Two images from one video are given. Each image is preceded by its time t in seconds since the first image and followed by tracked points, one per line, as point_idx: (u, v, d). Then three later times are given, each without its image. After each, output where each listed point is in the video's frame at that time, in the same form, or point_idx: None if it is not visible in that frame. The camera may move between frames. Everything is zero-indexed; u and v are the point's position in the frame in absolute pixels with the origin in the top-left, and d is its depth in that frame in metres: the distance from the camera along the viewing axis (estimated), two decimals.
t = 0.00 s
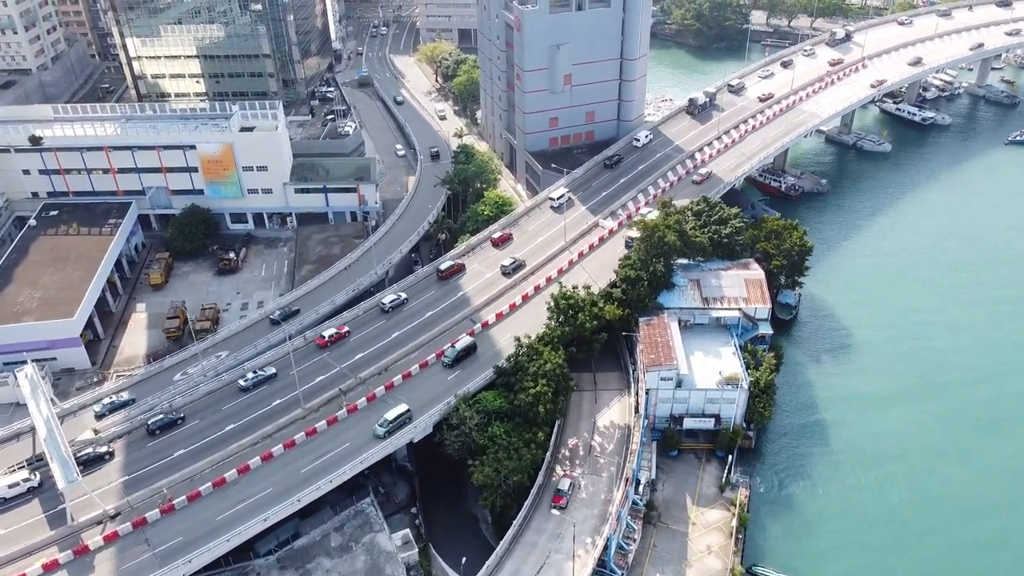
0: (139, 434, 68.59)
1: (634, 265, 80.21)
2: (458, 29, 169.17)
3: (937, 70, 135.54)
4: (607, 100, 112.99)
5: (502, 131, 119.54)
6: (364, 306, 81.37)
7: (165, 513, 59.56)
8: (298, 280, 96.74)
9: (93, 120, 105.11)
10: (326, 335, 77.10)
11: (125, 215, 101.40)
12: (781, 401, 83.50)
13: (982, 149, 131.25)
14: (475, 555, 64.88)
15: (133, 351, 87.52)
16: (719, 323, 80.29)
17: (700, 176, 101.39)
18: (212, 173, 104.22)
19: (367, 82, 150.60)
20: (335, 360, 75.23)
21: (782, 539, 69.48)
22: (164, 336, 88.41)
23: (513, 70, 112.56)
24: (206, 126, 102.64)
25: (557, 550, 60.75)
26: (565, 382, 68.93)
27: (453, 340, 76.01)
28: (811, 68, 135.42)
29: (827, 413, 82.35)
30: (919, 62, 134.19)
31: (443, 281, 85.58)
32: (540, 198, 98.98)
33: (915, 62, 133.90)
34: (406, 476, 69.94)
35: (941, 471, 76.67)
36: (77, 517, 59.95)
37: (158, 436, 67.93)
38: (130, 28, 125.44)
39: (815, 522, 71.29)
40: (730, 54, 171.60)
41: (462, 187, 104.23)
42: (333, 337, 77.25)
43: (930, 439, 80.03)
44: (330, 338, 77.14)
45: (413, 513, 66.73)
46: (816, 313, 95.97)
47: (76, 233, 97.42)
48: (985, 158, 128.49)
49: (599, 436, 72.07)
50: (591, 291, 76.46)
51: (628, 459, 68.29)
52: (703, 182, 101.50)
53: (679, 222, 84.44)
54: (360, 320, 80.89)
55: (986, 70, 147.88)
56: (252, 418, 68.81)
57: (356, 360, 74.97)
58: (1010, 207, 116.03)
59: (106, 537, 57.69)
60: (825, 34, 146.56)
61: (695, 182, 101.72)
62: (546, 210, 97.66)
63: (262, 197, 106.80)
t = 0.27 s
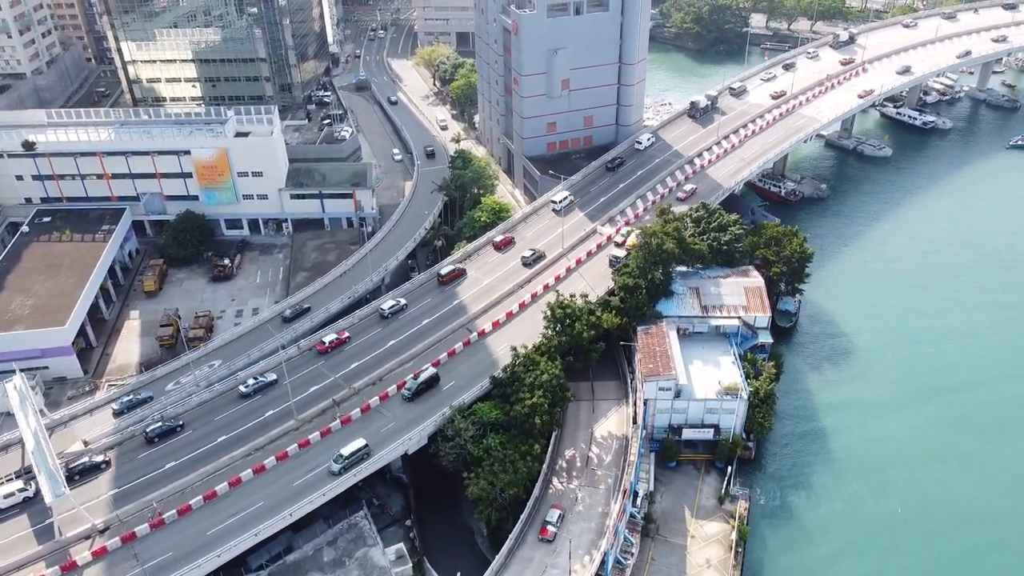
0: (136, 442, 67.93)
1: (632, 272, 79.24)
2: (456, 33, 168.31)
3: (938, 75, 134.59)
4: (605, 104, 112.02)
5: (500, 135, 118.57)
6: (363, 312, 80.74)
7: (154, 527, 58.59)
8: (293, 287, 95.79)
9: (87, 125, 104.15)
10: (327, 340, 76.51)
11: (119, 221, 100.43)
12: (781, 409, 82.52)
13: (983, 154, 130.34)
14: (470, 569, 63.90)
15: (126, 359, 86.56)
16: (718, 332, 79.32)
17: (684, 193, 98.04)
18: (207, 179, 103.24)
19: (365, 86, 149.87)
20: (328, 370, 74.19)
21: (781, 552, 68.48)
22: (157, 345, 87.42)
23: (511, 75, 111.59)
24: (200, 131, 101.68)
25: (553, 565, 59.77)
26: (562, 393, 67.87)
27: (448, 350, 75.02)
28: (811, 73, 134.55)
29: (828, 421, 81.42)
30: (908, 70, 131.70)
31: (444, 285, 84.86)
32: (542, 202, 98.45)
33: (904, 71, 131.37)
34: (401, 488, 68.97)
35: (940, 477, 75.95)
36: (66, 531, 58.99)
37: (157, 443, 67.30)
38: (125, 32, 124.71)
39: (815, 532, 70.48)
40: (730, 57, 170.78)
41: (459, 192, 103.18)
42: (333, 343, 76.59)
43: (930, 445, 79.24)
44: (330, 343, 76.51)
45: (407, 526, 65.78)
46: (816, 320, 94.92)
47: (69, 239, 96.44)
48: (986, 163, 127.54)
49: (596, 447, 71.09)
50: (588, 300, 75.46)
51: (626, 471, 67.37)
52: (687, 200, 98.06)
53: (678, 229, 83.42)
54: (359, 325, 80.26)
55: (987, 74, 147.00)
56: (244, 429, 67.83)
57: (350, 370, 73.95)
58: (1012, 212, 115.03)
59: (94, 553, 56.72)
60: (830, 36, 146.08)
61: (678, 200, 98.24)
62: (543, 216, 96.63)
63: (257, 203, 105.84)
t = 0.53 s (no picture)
0: (135, 450, 67.27)
1: (630, 280, 78.26)
2: (454, 36, 167.40)
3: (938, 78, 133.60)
4: (604, 109, 111.09)
5: (497, 140, 117.64)
6: (362, 318, 80.10)
7: (143, 542, 57.59)
8: (288, 294, 94.81)
9: (80, 130, 103.19)
10: (327, 346, 75.98)
11: (112, 227, 99.45)
12: (781, 418, 81.57)
13: (984, 158, 129.44)
14: None
15: (118, 368, 85.57)
16: (718, 340, 78.37)
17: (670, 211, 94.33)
18: (201, 184, 102.22)
19: (362, 89, 149.08)
20: (321, 380, 73.12)
21: (780, 565, 67.46)
22: (149, 353, 86.42)
23: (508, 79, 110.70)
24: (194, 136, 100.67)
25: None
26: (559, 405, 66.80)
27: (443, 359, 74.00)
28: (810, 76, 133.61)
29: (828, 430, 80.52)
30: (896, 79, 128.98)
31: (445, 289, 84.38)
32: (544, 205, 98.20)
33: (892, 79, 128.59)
34: (395, 500, 67.96)
35: (940, 484, 75.36)
36: (54, 547, 58.04)
37: (155, 452, 66.62)
38: (120, 36, 123.85)
39: (816, 541, 69.68)
40: (729, 60, 169.98)
41: (456, 198, 102.09)
42: (333, 349, 76.00)
43: (931, 453, 78.53)
44: (331, 348, 75.99)
45: (401, 539, 64.80)
46: (815, 328, 93.92)
47: (61, 246, 95.44)
48: (987, 168, 126.62)
49: (593, 458, 70.07)
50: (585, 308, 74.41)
51: (623, 483, 66.40)
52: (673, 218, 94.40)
53: (677, 236, 82.41)
54: (359, 330, 79.72)
55: (988, 77, 146.11)
56: (235, 441, 66.84)
57: (344, 380, 72.90)
58: (1013, 217, 114.10)
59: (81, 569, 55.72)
60: (834, 38, 145.85)
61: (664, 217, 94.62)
62: (540, 222, 95.57)
63: (252, 209, 104.88)
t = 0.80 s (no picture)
0: (133, 458, 66.63)
1: (628, 288, 77.34)
2: (452, 40, 166.52)
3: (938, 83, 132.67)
4: (602, 114, 110.16)
5: (495, 145, 116.65)
6: (360, 324, 79.41)
7: (131, 558, 56.60)
8: (282, 302, 93.78)
9: (74, 135, 102.19)
10: (327, 352, 75.39)
11: (105, 233, 98.42)
12: (781, 428, 80.60)
13: (985, 162, 128.50)
14: None
15: (110, 377, 84.53)
16: (716, 349, 77.41)
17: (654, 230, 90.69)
18: (195, 190, 101.21)
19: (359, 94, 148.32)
20: (314, 391, 72.03)
21: None
22: (141, 361, 85.48)
23: (505, 84, 109.76)
24: (188, 141, 99.71)
25: None
26: (555, 417, 65.74)
27: (438, 369, 72.91)
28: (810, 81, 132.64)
29: (828, 440, 79.45)
30: (885, 88, 126.14)
31: (445, 294, 83.74)
32: (546, 208, 97.83)
33: (881, 89, 125.74)
34: (389, 513, 66.93)
35: (941, 491, 74.67)
36: (41, 562, 57.09)
37: (153, 459, 65.97)
38: (114, 40, 122.94)
39: (816, 554, 68.60)
40: (728, 64, 169.17)
41: (453, 204, 101.04)
42: (334, 355, 75.43)
43: (932, 462, 77.69)
44: (331, 355, 75.42)
45: (395, 552, 63.80)
46: (816, 336, 92.89)
47: (53, 252, 94.39)
48: (988, 172, 125.62)
49: (590, 470, 69.06)
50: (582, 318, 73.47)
51: (621, 495, 65.47)
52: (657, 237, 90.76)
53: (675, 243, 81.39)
54: (359, 336, 79.05)
55: (989, 81, 145.23)
56: (226, 453, 65.85)
57: (338, 390, 71.83)
58: (1014, 223, 113.15)
59: None
60: (837, 41, 145.28)
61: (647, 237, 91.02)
62: (537, 229, 94.64)
63: (246, 215, 103.88)
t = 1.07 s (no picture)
0: (131, 466, 66.37)
1: (626, 296, 76.52)
2: (449, 43, 165.57)
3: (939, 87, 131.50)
4: (600, 119, 109.14)
5: (492, 149, 115.62)
6: (360, 330, 78.82)
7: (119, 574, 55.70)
8: (276, 309, 92.74)
9: (67, 140, 101.19)
10: (327, 358, 74.83)
11: (98, 239, 97.38)
12: (780, 439, 79.51)
13: (987, 167, 127.48)
14: None
15: (101, 386, 83.49)
16: (715, 359, 76.45)
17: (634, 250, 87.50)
18: (188, 196, 100.10)
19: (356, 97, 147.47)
20: (307, 402, 71.00)
21: None
22: (134, 370, 84.57)
23: (502, 88, 108.77)
24: (182, 147, 98.68)
25: None
26: (552, 429, 64.76)
27: (433, 379, 71.89)
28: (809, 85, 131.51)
29: (828, 451, 78.42)
30: (874, 98, 123.47)
31: (445, 298, 82.99)
32: (547, 211, 97.41)
33: (870, 98, 123.05)
34: (383, 525, 65.78)
35: (943, 502, 73.80)
36: None
37: (152, 467, 65.86)
38: (109, 44, 122.02)
39: (816, 568, 67.57)
40: (727, 67, 168.16)
41: (449, 211, 99.89)
42: (334, 361, 74.96)
43: (934, 472, 76.75)
44: (331, 361, 74.87)
45: (388, 565, 62.69)
46: (816, 344, 91.84)
47: (45, 259, 93.33)
48: (989, 178, 124.59)
49: (587, 482, 68.10)
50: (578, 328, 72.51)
51: (618, 508, 64.66)
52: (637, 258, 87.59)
53: (674, 251, 80.32)
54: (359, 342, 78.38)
55: (990, 85, 144.26)
56: (217, 466, 64.95)
57: (331, 401, 70.84)
58: (1016, 229, 112.15)
59: None
60: (841, 43, 144.44)
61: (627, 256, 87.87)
62: (536, 235, 93.72)
63: (240, 222, 102.81)
